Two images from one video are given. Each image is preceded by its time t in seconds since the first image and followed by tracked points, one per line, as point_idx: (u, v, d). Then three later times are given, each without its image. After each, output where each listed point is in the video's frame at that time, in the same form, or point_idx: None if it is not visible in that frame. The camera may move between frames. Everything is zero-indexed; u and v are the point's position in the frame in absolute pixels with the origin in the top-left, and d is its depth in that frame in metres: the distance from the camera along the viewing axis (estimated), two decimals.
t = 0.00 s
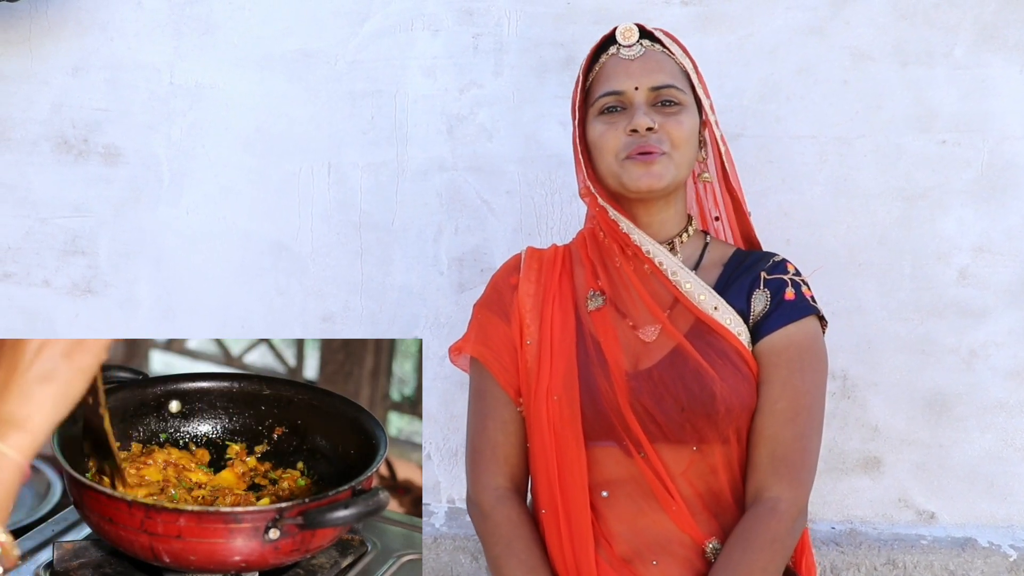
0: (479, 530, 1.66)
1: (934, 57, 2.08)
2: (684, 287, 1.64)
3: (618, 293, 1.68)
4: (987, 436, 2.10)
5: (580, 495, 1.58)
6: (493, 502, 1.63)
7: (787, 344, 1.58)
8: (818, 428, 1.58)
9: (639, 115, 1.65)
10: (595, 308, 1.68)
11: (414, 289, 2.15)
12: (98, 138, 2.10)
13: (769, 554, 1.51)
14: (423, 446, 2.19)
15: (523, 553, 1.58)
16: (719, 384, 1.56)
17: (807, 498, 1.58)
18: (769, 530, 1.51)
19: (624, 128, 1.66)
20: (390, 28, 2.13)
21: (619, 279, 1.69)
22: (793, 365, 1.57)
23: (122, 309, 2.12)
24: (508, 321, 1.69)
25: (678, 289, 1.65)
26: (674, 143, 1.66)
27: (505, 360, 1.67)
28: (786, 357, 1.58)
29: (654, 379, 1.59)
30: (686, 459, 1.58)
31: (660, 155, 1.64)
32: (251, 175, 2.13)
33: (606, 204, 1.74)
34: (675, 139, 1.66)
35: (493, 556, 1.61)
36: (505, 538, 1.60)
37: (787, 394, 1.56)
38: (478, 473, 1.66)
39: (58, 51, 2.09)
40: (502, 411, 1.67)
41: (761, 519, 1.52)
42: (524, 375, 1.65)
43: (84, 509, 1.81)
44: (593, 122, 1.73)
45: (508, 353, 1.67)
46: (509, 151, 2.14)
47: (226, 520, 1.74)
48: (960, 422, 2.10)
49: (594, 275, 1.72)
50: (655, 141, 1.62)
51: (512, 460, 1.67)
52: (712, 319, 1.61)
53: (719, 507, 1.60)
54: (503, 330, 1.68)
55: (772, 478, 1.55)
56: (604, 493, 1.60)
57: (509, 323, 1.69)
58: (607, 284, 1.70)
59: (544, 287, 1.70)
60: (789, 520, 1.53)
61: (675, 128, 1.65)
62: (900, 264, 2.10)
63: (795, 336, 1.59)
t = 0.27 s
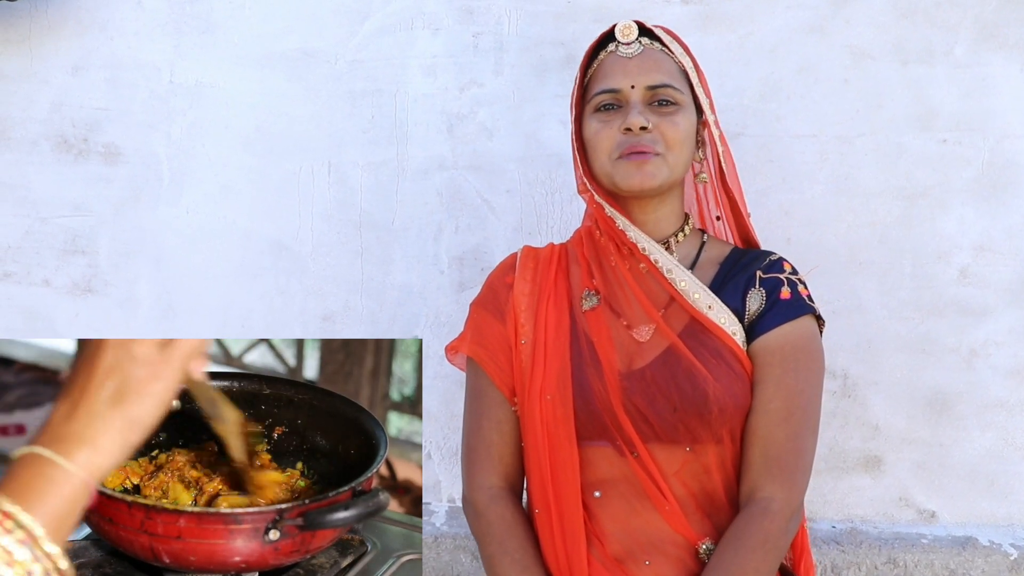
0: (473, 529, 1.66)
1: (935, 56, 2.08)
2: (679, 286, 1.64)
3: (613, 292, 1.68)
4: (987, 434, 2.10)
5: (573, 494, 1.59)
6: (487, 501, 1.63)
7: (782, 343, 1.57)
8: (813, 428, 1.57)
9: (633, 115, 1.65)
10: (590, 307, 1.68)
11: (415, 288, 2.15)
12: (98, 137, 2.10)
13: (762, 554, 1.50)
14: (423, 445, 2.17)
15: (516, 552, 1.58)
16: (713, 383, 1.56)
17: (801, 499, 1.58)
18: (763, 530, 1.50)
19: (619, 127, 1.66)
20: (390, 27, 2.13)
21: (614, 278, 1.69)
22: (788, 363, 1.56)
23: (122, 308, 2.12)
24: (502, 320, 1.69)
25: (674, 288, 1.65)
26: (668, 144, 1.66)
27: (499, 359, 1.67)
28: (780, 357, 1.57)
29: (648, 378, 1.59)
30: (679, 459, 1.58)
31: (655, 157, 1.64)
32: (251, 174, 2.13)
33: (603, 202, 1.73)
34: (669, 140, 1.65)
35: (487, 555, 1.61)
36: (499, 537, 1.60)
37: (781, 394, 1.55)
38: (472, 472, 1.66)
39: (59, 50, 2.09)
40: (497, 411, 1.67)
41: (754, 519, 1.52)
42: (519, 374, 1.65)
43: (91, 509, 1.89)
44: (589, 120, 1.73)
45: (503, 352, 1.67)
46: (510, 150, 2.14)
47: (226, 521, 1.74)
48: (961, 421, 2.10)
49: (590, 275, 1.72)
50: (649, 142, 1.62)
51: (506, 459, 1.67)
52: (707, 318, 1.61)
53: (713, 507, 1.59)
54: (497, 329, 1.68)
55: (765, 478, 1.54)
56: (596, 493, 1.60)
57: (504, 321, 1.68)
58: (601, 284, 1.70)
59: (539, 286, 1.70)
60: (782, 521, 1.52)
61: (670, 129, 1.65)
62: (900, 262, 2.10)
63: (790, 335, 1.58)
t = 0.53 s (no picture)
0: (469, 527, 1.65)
1: (935, 55, 2.08)
2: (678, 286, 1.65)
3: (611, 292, 1.69)
4: (988, 433, 2.10)
5: (570, 492, 1.59)
6: (483, 499, 1.62)
7: (779, 344, 1.57)
8: (810, 429, 1.57)
9: (632, 118, 1.65)
10: (588, 306, 1.68)
11: (415, 288, 2.15)
12: (98, 137, 2.10)
13: (757, 553, 1.49)
14: (423, 445, 2.18)
15: (512, 550, 1.58)
16: (710, 382, 1.56)
17: (798, 500, 1.57)
18: (758, 529, 1.50)
19: (617, 129, 1.66)
20: (390, 27, 2.13)
21: (612, 278, 1.70)
22: (785, 363, 1.56)
23: (122, 308, 2.12)
24: (500, 319, 1.69)
25: (672, 288, 1.66)
26: (666, 148, 1.66)
27: (497, 357, 1.67)
28: (778, 357, 1.57)
29: (645, 377, 1.59)
30: (676, 458, 1.58)
31: (651, 160, 1.65)
32: (251, 173, 2.13)
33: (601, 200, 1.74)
34: (667, 144, 1.66)
35: (483, 553, 1.60)
36: (495, 535, 1.60)
37: (777, 394, 1.55)
38: (469, 471, 1.66)
39: (58, 50, 2.09)
40: (493, 409, 1.67)
41: (750, 518, 1.51)
42: (516, 372, 1.66)
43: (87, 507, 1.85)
44: (588, 120, 1.73)
45: (501, 351, 1.68)
46: (510, 150, 2.14)
47: (225, 521, 1.73)
48: (961, 420, 2.10)
49: (588, 274, 1.72)
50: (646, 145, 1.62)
51: (503, 458, 1.66)
52: (705, 317, 1.61)
53: (709, 506, 1.59)
54: (495, 327, 1.69)
55: (761, 477, 1.54)
56: (593, 491, 1.60)
57: (502, 320, 1.69)
58: (600, 283, 1.70)
59: (538, 285, 1.71)
60: (778, 521, 1.52)
61: (668, 133, 1.66)
62: (900, 261, 2.10)
63: (787, 336, 1.58)
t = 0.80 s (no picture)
0: (464, 525, 1.65)
1: (933, 54, 2.08)
2: (674, 285, 1.65)
3: (606, 291, 1.68)
4: (986, 431, 2.11)
5: (567, 490, 1.58)
6: (479, 498, 1.62)
7: (773, 344, 1.59)
8: (802, 427, 1.58)
9: (633, 117, 1.65)
10: (584, 305, 1.68)
11: (414, 287, 2.15)
12: (97, 137, 2.10)
13: (753, 550, 1.51)
14: (423, 445, 2.20)
15: (509, 547, 1.58)
16: (707, 381, 1.57)
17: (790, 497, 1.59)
18: (754, 526, 1.51)
19: (617, 129, 1.66)
20: (389, 26, 2.12)
21: (608, 276, 1.70)
22: (779, 363, 1.58)
23: (122, 308, 2.12)
24: (496, 316, 1.68)
25: (669, 286, 1.66)
26: (667, 148, 1.66)
27: (493, 354, 1.66)
28: (772, 357, 1.58)
29: (642, 375, 1.60)
30: (672, 456, 1.59)
31: (651, 160, 1.65)
32: (250, 173, 2.13)
33: (599, 199, 1.74)
34: (667, 145, 1.66)
35: (480, 551, 1.60)
36: (491, 532, 1.59)
37: (773, 393, 1.56)
38: (463, 468, 1.65)
39: (57, 50, 2.09)
40: (489, 407, 1.66)
41: (746, 515, 1.53)
42: (512, 370, 1.65)
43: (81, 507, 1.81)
44: (588, 119, 1.73)
45: (497, 348, 1.67)
46: (508, 149, 2.14)
47: (226, 521, 1.73)
48: (959, 418, 2.11)
49: (584, 273, 1.72)
50: (648, 145, 1.63)
51: (499, 456, 1.66)
52: (701, 316, 1.61)
53: (704, 504, 1.60)
54: (492, 324, 1.68)
55: (757, 475, 1.55)
56: (588, 489, 1.60)
57: (498, 317, 1.68)
58: (595, 282, 1.70)
59: (534, 282, 1.70)
60: (773, 518, 1.53)
61: (669, 133, 1.66)
62: (899, 260, 2.11)
63: (782, 336, 1.59)
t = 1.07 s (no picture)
0: (461, 525, 1.64)
1: (930, 53, 2.08)
2: (670, 284, 1.66)
3: (602, 290, 1.68)
4: (984, 430, 2.11)
5: (565, 489, 1.58)
6: (477, 497, 1.61)
7: (768, 342, 1.60)
8: (798, 425, 1.59)
9: (629, 118, 1.65)
10: (580, 305, 1.68)
11: (412, 287, 2.15)
12: (96, 138, 2.10)
13: (752, 547, 1.51)
14: (423, 445, 2.20)
15: (508, 547, 1.57)
16: (704, 379, 1.58)
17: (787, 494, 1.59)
18: (752, 523, 1.52)
19: (613, 129, 1.66)
20: (387, 27, 2.13)
21: (603, 276, 1.70)
22: (774, 361, 1.58)
23: (120, 309, 2.12)
24: (492, 317, 1.68)
25: (664, 286, 1.67)
26: (661, 150, 1.67)
27: (490, 355, 1.66)
28: (768, 356, 1.59)
29: (640, 374, 1.60)
30: (669, 454, 1.59)
31: (647, 160, 1.65)
32: (249, 173, 2.13)
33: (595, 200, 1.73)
34: (662, 145, 1.66)
35: (479, 551, 1.59)
36: (490, 532, 1.58)
37: (768, 391, 1.57)
38: (461, 468, 1.65)
39: (55, 51, 2.09)
40: (487, 408, 1.65)
41: (745, 512, 1.53)
42: (509, 370, 1.64)
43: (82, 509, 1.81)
44: (584, 119, 1.73)
45: (493, 348, 1.66)
46: (506, 149, 2.14)
47: (226, 521, 1.72)
48: (958, 417, 2.11)
49: (579, 273, 1.72)
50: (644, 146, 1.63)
51: (497, 456, 1.66)
52: (697, 316, 1.62)
53: (701, 501, 1.61)
54: (488, 325, 1.67)
55: (754, 472, 1.55)
56: (586, 488, 1.60)
57: (494, 318, 1.67)
58: (591, 282, 1.70)
59: (530, 283, 1.70)
60: (771, 515, 1.54)
61: (664, 134, 1.66)
62: (896, 259, 2.11)
63: (776, 335, 1.60)
